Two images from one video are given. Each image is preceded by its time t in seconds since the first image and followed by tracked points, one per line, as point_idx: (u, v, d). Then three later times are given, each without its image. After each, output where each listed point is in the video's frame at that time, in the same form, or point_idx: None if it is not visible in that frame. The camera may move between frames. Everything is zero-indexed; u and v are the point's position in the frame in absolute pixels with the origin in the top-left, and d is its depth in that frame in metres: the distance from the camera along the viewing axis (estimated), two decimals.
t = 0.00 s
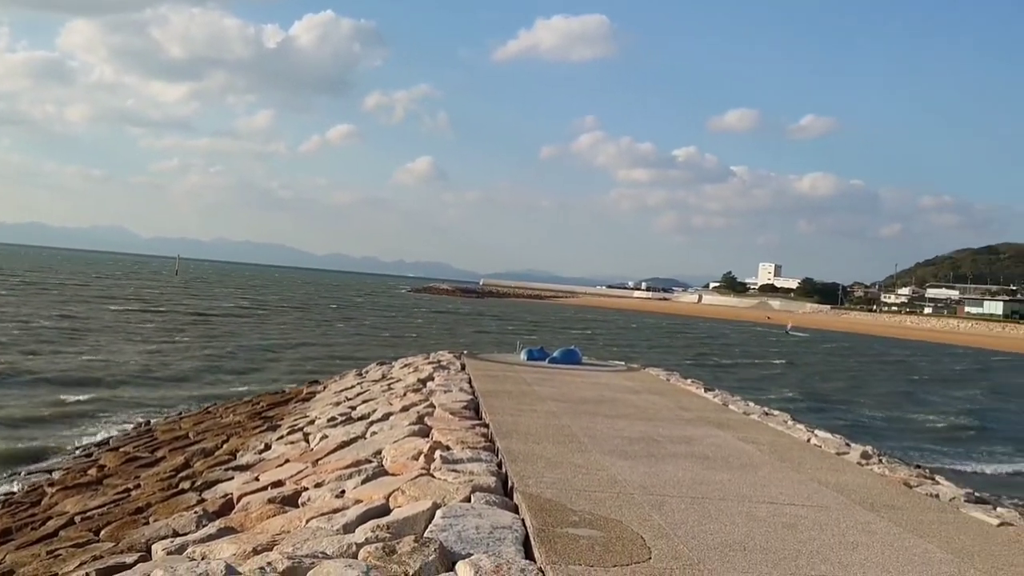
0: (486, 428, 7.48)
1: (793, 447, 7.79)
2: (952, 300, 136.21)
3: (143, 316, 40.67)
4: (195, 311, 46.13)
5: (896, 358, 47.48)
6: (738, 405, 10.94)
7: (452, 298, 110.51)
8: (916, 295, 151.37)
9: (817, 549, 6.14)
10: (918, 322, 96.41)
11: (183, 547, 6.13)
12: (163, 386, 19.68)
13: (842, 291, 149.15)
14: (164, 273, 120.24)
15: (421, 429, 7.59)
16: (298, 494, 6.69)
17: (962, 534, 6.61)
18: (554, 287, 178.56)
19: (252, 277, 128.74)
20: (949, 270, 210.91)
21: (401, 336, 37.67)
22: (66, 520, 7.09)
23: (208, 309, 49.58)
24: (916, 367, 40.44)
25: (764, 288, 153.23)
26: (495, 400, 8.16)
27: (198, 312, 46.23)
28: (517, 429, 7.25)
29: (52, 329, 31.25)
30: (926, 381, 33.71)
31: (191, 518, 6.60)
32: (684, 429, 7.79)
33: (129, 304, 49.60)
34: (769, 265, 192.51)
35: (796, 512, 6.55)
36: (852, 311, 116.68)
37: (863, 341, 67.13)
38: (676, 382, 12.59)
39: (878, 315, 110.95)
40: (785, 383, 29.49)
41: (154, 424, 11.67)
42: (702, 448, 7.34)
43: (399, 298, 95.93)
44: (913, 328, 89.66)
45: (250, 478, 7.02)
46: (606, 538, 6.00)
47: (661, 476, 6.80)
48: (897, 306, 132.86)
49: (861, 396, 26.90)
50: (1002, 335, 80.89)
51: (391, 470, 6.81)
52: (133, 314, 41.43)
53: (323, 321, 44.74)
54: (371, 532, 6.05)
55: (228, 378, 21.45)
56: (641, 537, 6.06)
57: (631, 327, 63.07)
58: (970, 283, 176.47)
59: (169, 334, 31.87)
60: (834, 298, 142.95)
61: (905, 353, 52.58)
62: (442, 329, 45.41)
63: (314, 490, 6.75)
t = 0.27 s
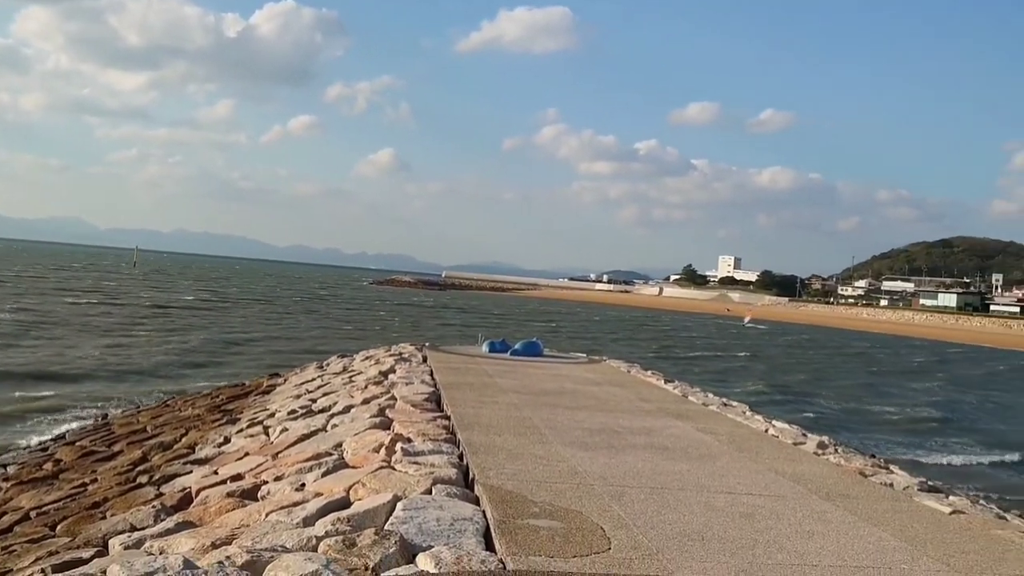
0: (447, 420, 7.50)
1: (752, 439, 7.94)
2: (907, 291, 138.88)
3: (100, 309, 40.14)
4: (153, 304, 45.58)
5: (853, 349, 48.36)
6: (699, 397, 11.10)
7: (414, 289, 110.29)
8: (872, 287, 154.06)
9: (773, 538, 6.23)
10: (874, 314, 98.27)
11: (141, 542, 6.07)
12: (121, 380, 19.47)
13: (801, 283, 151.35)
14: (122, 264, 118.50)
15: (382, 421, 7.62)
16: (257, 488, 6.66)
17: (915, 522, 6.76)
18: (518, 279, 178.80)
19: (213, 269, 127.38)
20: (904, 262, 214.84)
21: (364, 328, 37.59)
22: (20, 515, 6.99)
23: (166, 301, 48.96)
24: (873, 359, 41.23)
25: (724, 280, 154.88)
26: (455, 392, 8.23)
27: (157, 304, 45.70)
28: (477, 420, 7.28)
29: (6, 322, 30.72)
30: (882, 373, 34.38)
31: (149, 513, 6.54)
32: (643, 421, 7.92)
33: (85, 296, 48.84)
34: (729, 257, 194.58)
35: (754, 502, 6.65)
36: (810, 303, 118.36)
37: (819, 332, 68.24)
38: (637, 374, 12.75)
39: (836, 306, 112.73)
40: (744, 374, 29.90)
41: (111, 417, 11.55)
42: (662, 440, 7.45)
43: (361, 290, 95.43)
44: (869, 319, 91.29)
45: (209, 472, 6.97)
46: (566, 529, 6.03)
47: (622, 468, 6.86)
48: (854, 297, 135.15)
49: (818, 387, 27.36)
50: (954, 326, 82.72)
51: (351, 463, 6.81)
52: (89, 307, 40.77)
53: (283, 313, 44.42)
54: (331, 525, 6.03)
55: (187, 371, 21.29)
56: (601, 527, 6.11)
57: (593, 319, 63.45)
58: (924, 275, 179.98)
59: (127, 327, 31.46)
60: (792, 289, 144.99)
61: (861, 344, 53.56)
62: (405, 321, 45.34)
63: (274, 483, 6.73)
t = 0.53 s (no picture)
0: (410, 413, 7.71)
1: (710, 431, 8.29)
2: (863, 286, 141.29)
3: (55, 303, 39.52)
4: (110, 298, 44.96)
5: (812, 343, 49.08)
6: (662, 390, 11.30)
7: (376, 283, 109.92)
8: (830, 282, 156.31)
9: (732, 529, 6.29)
10: (832, 308, 99.71)
11: (97, 538, 5.98)
12: (78, 375, 19.23)
13: (761, 278, 153.15)
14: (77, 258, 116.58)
15: (343, 416, 7.65)
16: (217, 483, 6.61)
17: (870, 513, 6.87)
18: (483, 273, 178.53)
19: (171, 263, 125.80)
20: (860, 258, 218.14)
21: (326, 323, 37.43)
22: None
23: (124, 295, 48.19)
24: (830, 353, 41.92)
25: (687, 275, 156.12)
26: (419, 385, 8.50)
27: (114, 298, 45.08)
28: (440, 414, 7.48)
29: None
30: (841, 366, 34.95)
31: (106, 508, 6.46)
32: (605, 414, 8.27)
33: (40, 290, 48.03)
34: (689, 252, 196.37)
35: (713, 494, 6.72)
36: (771, 297, 119.86)
37: (778, 326, 69.07)
38: (598, 367, 12.95)
39: (796, 300, 114.20)
40: (705, 368, 30.26)
41: (67, 411, 11.41)
42: (623, 432, 7.77)
43: (323, 283, 94.67)
44: (827, 313, 92.63)
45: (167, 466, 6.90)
46: (527, 521, 6.03)
47: (582, 459, 7.05)
48: (812, 292, 137.00)
49: (776, 381, 27.79)
50: (909, 320, 84.18)
51: (313, 457, 6.80)
52: (43, 301, 39.99)
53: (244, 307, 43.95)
54: (291, 520, 5.98)
55: (145, 366, 21.09)
56: (562, 519, 6.13)
57: (556, 313, 63.64)
58: (881, 270, 182.98)
59: (85, 321, 30.94)
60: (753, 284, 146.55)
61: (821, 339, 54.32)
62: (366, 315, 45.21)
63: (234, 477, 6.71)
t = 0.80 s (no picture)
0: (367, 405, 7.84)
1: (666, 422, 8.52)
2: (819, 278, 143.73)
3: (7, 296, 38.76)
4: (63, 291, 44.19)
5: (769, 334, 49.78)
6: (620, 380, 11.47)
7: (336, 276, 109.18)
8: (786, 274, 158.46)
9: (687, 518, 6.35)
10: (787, 300, 101.20)
11: (48, 533, 5.90)
12: (30, 370, 18.97)
13: (718, 270, 154.94)
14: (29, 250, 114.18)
15: (299, 409, 7.69)
16: (170, 477, 6.56)
17: (823, 501, 6.99)
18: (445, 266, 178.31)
19: (126, 255, 123.82)
20: (816, 250, 221.36)
21: (284, 315, 37.20)
22: None
23: (77, 287, 47.39)
24: (786, 344, 42.68)
25: (647, 267, 157.32)
26: (376, 377, 8.76)
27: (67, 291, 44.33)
28: (397, 407, 7.61)
29: None
30: (799, 357, 35.51)
31: (57, 503, 6.37)
32: (561, 405, 8.54)
33: None
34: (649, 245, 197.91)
35: (669, 484, 6.81)
36: (729, 289, 121.34)
37: (736, 318, 69.94)
38: (555, 359, 13.19)
39: (753, 292, 115.64)
40: (664, 360, 30.61)
41: (19, 405, 11.28)
42: (579, 423, 8.01)
43: (282, 275, 93.93)
44: (784, 305, 94.00)
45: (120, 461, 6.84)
46: (483, 513, 6.04)
47: (539, 450, 7.15)
48: (769, 283, 138.87)
49: (733, 372, 28.24)
50: (862, 311, 85.72)
51: (268, 450, 6.80)
52: None
53: (201, 299, 43.46)
54: (245, 513, 5.93)
55: (98, 360, 20.85)
56: (519, 511, 6.16)
57: (517, 305, 63.82)
58: (836, 262, 185.99)
59: (38, 315, 30.44)
60: (712, 277, 148.09)
61: (778, 330, 55.09)
62: (326, 307, 45.00)
63: (188, 471, 6.67)
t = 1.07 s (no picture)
0: (329, 400, 7.89)
1: (627, 415, 8.65)
2: (778, 272, 145.83)
3: None
4: (17, 284, 43.41)
5: (730, 328, 50.33)
6: (584, 374, 11.56)
7: (297, 269, 108.47)
8: (746, 267, 160.18)
9: (646, 509, 6.41)
10: (745, 293, 102.36)
11: (1, 530, 5.81)
12: None
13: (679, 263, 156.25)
14: None
15: (259, 403, 7.75)
16: (127, 473, 6.50)
17: (781, 492, 7.10)
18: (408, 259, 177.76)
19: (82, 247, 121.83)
20: (775, 244, 223.87)
21: (245, 308, 36.97)
22: None
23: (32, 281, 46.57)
24: (745, 337, 43.33)
25: (609, 261, 158.05)
26: (337, 371, 8.89)
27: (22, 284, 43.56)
28: (358, 400, 7.68)
29: None
30: (760, 351, 35.94)
31: (12, 500, 6.29)
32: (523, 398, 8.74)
33: None
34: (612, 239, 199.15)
35: (630, 476, 6.88)
36: (690, 283, 122.64)
37: (696, 311, 70.56)
38: (517, 352, 13.46)
39: (714, 286, 116.71)
40: (626, 353, 30.93)
41: None
42: (540, 415, 8.13)
43: (242, 268, 92.97)
44: (743, 298, 95.05)
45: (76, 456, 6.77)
46: (445, 506, 6.05)
47: (501, 444, 7.21)
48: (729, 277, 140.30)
49: (694, 365, 28.62)
50: (819, 305, 86.98)
51: (227, 445, 6.79)
52: None
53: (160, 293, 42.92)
54: (204, 509, 5.90)
55: (53, 354, 20.61)
56: (480, 503, 6.17)
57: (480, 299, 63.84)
58: (795, 256, 188.29)
59: None
60: (674, 271, 149.25)
61: (740, 323, 55.69)
62: (288, 301, 44.75)
63: (145, 467, 6.64)
